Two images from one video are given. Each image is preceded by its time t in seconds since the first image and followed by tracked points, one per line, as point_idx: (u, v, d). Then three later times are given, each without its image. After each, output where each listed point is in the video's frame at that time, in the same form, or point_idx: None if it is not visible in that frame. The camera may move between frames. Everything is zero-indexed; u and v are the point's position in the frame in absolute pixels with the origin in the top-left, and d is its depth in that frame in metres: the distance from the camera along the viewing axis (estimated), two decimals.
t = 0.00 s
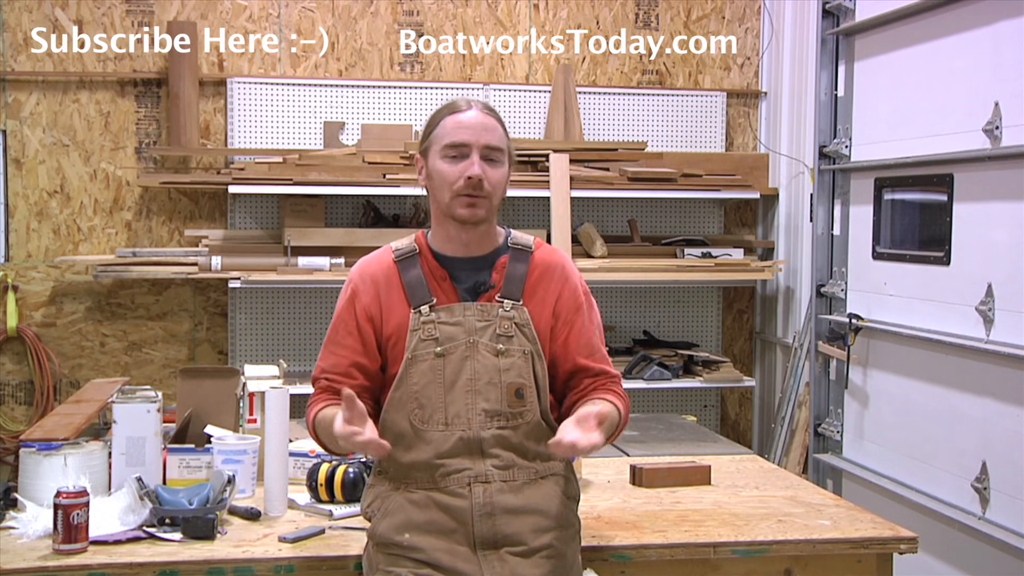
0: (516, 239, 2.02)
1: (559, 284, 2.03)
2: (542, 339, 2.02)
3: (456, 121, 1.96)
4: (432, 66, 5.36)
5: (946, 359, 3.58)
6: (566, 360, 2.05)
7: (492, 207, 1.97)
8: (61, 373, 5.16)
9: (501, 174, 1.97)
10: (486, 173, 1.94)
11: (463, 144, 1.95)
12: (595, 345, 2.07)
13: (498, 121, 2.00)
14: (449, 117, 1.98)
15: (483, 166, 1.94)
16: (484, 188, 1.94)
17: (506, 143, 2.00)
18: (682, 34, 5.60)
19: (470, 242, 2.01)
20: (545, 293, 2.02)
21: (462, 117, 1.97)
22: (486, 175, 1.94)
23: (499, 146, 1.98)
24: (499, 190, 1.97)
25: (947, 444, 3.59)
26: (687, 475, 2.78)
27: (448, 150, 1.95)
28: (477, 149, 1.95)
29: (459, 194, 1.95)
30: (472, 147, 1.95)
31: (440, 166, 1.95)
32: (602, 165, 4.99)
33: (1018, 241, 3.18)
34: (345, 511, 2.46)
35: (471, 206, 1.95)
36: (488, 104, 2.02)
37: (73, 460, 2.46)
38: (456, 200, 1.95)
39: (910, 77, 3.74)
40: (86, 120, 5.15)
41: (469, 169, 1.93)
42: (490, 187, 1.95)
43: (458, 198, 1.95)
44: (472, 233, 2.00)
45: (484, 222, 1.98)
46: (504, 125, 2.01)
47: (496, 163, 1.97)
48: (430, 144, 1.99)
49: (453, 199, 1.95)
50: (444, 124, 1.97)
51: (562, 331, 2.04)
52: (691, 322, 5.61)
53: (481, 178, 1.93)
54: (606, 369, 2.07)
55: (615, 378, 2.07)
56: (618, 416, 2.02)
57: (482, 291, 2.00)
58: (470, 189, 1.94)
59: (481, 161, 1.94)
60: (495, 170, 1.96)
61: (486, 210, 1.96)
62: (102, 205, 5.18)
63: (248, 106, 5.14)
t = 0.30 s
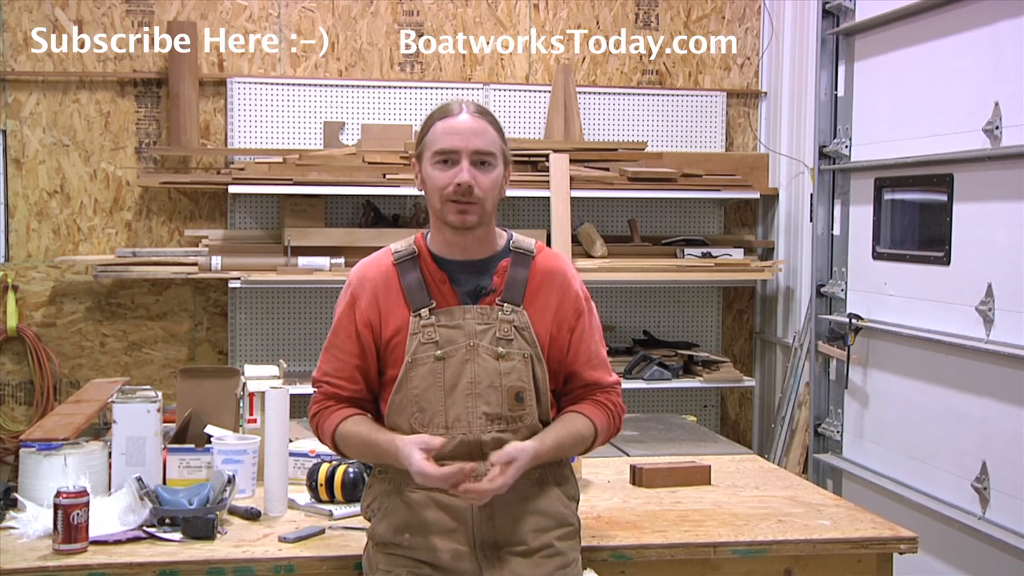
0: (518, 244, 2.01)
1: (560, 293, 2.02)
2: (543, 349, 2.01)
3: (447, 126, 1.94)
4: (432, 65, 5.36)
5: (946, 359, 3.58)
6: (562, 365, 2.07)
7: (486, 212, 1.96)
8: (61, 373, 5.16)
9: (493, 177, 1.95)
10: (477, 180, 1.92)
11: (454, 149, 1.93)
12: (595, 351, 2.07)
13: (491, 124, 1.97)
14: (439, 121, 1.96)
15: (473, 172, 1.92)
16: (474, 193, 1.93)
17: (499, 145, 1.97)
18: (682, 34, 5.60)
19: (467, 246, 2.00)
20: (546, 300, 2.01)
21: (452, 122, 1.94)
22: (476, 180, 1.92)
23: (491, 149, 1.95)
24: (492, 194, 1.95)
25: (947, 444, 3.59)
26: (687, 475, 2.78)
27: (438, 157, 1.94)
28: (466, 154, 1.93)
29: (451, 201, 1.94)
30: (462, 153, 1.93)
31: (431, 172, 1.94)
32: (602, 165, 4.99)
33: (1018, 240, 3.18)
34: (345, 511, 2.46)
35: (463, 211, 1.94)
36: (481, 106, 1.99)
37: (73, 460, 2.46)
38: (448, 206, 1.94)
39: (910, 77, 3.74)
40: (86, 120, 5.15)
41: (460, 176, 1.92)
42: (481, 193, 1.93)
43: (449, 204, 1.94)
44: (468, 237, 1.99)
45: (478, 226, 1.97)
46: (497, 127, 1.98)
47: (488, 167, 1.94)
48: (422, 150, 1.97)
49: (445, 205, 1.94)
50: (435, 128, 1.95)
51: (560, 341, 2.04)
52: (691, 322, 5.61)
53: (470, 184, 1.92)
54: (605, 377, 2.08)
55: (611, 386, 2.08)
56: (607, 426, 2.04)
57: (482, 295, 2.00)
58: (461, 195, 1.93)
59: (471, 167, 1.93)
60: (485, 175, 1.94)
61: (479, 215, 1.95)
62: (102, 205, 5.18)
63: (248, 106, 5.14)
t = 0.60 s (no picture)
0: (518, 244, 2.01)
1: (558, 292, 2.02)
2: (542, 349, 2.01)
3: (446, 124, 1.94)
4: (432, 66, 5.36)
5: (946, 359, 3.58)
6: (561, 365, 2.06)
7: (485, 210, 1.96)
8: (61, 373, 5.16)
9: (493, 176, 1.95)
10: (476, 177, 1.92)
11: (453, 147, 1.93)
12: (594, 352, 2.07)
13: (489, 123, 1.97)
14: (438, 120, 1.95)
15: (473, 170, 1.92)
16: (474, 192, 1.93)
17: (497, 144, 1.97)
18: (682, 34, 5.60)
19: (466, 245, 2.00)
20: (544, 302, 2.01)
21: (451, 120, 1.94)
22: (476, 178, 1.92)
23: (489, 148, 1.95)
24: (491, 192, 1.95)
25: (947, 444, 3.59)
26: (687, 475, 2.78)
27: (437, 156, 1.93)
28: (465, 153, 1.93)
29: (450, 198, 1.93)
30: (461, 151, 1.93)
31: (430, 172, 1.94)
32: (602, 165, 4.99)
33: (1017, 240, 3.18)
34: (345, 511, 2.46)
35: (462, 210, 1.94)
36: (479, 105, 1.99)
37: (73, 461, 2.46)
38: (447, 205, 1.94)
39: (910, 77, 3.74)
40: (86, 120, 5.15)
41: (459, 174, 1.92)
42: (480, 191, 1.93)
43: (448, 203, 1.94)
44: (467, 236, 1.99)
45: (478, 225, 1.97)
46: (495, 127, 1.98)
47: (486, 166, 1.95)
48: (421, 149, 1.97)
49: (444, 204, 1.94)
50: (434, 127, 1.95)
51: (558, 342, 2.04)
52: (691, 322, 5.61)
53: (470, 182, 1.92)
54: (603, 378, 2.06)
55: (610, 388, 2.07)
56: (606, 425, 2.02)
57: (482, 294, 2.00)
58: (460, 193, 1.93)
59: (470, 165, 1.92)
60: (485, 173, 1.94)
61: (478, 213, 1.95)
62: (102, 204, 5.18)
63: (248, 106, 5.14)
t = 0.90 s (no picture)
0: (516, 242, 2.02)
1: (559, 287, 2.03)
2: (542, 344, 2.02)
3: (445, 129, 1.93)
4: (432, 65, 5.36)
5: (946, 359, 3.58)
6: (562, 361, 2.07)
7: (487, 212, 1.95)
8: (61, 373, 5.16)
9: (494, 178, 1.94)
10: (478, 181, 1.91)
11: (453, 152, 1.92)
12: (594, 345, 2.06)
13: (486, 125, 1.97)
14: (437, 125, 1.94)
15: (475, 174, 1.91)
16: (477, 195, 1.92)
17: (496, 145, 1.96)
18: (682, 34, 5.60)
19: (467, 245, 2.00)
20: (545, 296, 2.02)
21: (450, 125, 1.93)
22: (478, 182, 1.91)
23: (489, 150, 1.94)
24: (492, 195, 1.94)
25: (947, 444, 3.59)
26: (687, 475, 2.78)
27: (438, 161, 1.92)
28: (466, 157, 1.92)
29: (452, 202, 1.92)
30: (462, 155, 1.91)
31: (431, 177, 1.93)
32: (602, 165, 4.99)
33: (1017, 240, 3.18)
34: (345, 511, 2.46)
35: (465, 213, 1.93)
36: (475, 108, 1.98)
37: (73, 461, 2.46)
38: (449, 209, 1.93)
39: (910, 77, 3.74)
40: (86, 120, 5.15)
41: (460, 179, 1.91)
42: (483, 194, 1.93)
43: (450, 206, 1.93)
44: (469, 238, 1.99)
45: (481, 227, 1.96)
46: (493, 128, 1.97)
47: (487, 168, 1.93)
48: (420, 153, 1.95)
49: (446, 208, 1.93)
50: (433, 132, 1.94)
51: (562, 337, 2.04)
52: (691, 322, 5.61)
53: (472, 186, 1.91)
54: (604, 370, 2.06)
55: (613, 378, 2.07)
56: (613, 415, 1.99)
57: (481, 292, 2.01)
58: (463, 198, 1.92)
59: (471, 169, 1.91)
60: (487, 176, 1.93)
61: (481, 215, 1.94)
62: (102, 204, 5.18)
63: (248, 106, 5.14)
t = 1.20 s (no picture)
0: (515, 238, 2.02)
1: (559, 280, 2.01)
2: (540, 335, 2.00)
3: (434, 125, 1.93)
4: (432, 65, 5.36)
5: (946, 359, 3.58)
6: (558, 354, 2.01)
7: (476, 207, 1.95)
8: (61, 373, 5.16)
9: (481, 173, 1.94)
10: (464, 177, 1.92)
11: (440, 147, 1.92)
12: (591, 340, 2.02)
13: (477, 120, 1.96)
14: (426, 121, 1.95)
15: (459, 169, 1.92)
16: (463, 191, 1.92)
17: (486, 140, 1.95)
18: (682, 34, 5.60)
19: (460, 241, 2.00)
20: (544, 288, 2.00)
21: (437, 120, 1.93)
22: (464, 178, 1.92)
23: (476, 145, 1.94)
24: (481, 190, 1.94)
25: (947, 444, 3.59)
26: (687, 475, 2.78)
27: (425, 157, 1.93)
28: (452, 152, 1.92)
29: (439, 197, 1.93)
30: (447, 151, 1.92)
31: (419, 173, 1.94)
32: (602, 165, 4.99)
33: (1017, 240, 3.18)
34: (345, 511, 2.46)
35: (452, 208, 1.94)
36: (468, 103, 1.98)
37: (73, 461, 2.46)
38: (436, 205, 1.94)
39: (910, 77, 3.74)
40: (86, 120, 5.15)
41: (446, 175, 1.91)
42: (470, 189, 1.93)
43: (438, 202, 1.94)
44: (460, 233, 1.99)
45: (471, 222, 1.97)
46: (484, 123, 1.96)
47: (474, 164, 1.93)
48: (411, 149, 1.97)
49: (433, 203, 1.94)
50: (422, 128, 1.94)
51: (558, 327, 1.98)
52: (691, 322, 5.61)
53: (457, 182, 1.91)
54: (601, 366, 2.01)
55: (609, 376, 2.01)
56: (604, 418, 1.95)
57: (480, 288, 2.01)
58: (450, 193, 1.93)
59: (457, 164, 1.92)
60: (474, 172, 1.93)
61: (469, 210, 1.95)
62: (102, 204, 5.18)
63: (248, 106, 5.14)
